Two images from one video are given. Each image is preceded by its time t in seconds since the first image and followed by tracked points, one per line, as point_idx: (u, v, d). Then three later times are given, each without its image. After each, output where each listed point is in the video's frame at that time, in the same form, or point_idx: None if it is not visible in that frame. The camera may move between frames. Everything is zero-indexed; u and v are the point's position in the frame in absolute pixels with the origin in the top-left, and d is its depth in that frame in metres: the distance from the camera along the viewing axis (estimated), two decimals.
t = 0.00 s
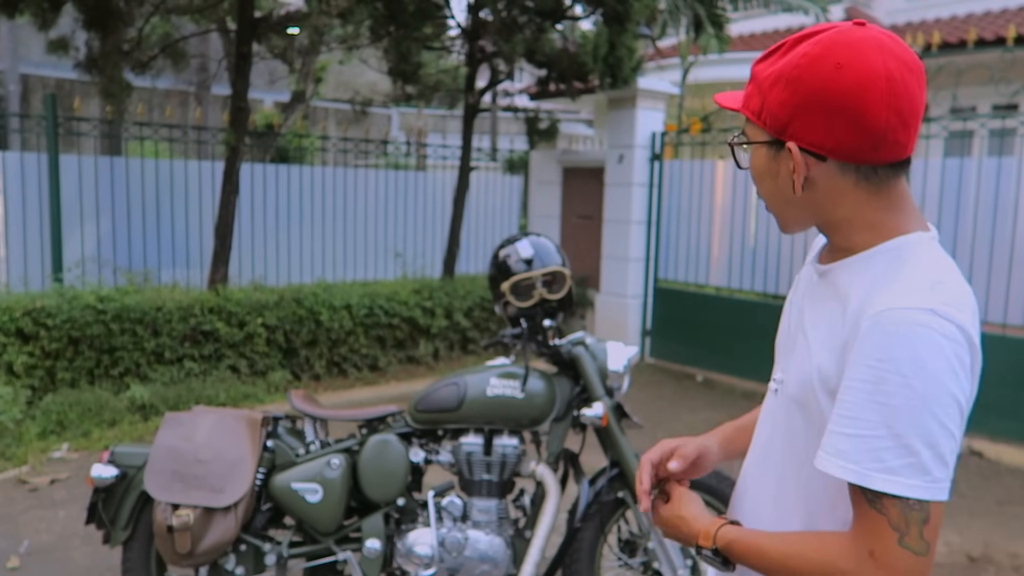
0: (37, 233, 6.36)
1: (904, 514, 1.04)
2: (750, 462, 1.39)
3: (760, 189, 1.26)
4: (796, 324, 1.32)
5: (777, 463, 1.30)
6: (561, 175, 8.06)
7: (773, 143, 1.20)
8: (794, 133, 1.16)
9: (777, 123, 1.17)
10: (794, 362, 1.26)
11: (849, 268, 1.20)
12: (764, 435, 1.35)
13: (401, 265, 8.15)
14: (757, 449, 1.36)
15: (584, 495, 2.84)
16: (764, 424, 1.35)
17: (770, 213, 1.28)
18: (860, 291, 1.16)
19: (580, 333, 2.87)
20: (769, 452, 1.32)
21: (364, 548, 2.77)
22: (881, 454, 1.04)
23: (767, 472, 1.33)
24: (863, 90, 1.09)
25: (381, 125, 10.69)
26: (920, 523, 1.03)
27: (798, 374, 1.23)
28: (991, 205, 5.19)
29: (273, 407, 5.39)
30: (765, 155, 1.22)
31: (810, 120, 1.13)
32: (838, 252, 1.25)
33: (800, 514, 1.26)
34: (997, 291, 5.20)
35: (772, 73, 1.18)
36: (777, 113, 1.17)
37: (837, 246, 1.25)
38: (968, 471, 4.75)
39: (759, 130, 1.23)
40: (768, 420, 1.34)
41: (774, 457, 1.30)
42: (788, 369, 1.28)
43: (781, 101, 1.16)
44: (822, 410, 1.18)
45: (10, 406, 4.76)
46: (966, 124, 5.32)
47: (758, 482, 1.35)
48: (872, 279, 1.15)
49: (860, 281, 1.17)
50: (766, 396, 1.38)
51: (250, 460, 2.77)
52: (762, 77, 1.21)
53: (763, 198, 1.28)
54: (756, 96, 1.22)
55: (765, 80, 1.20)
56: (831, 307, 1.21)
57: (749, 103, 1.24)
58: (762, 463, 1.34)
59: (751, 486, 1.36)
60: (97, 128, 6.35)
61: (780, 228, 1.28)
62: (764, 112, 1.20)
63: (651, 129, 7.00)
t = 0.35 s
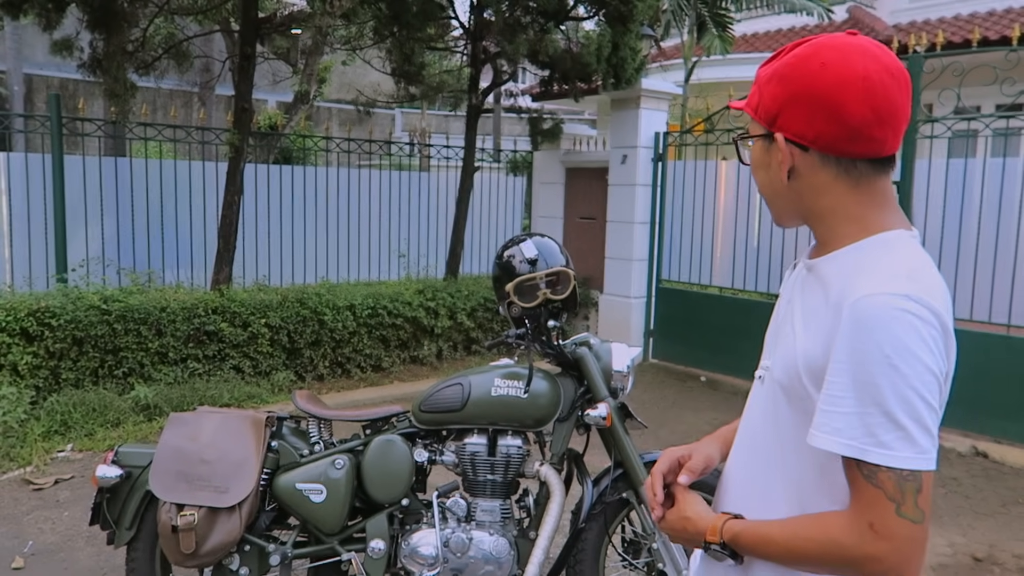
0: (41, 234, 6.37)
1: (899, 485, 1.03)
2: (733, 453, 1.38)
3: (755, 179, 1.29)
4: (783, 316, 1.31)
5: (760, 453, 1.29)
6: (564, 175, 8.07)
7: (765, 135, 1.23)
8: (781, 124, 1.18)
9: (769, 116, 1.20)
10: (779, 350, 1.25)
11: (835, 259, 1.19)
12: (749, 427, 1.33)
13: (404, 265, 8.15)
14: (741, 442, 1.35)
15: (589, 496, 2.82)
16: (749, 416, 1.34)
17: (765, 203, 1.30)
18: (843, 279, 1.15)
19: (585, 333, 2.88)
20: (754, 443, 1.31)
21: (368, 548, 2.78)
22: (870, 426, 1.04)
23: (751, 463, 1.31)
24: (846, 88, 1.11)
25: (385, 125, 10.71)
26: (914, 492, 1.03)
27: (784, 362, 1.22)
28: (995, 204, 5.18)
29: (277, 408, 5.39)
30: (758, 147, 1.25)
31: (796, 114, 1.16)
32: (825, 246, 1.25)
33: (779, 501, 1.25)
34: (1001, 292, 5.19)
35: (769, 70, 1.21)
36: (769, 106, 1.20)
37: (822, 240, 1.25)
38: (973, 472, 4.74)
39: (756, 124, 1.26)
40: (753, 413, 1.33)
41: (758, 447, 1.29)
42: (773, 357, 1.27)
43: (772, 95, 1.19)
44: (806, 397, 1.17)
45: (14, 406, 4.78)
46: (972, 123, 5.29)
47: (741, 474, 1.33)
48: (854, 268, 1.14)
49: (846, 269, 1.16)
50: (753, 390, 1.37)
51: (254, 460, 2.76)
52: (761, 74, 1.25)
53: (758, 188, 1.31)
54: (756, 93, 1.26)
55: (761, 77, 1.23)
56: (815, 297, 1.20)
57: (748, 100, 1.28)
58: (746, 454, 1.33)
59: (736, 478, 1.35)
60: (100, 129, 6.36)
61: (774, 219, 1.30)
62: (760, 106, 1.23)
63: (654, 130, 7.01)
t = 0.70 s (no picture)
0: (43, 234, 6.39)
1: (890, 464, 1.03)
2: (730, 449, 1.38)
3: (747, 179, 1.28)
4: (777, 311, 1.31)
5: (756, 445, 1.29)
6: (566, 175, 8.07)
7: (757, 134, 1.23)
8: (774, 122, 1.18)
9: (761, 114, 1.20)
10: (774, 342, 1.25)
11: (825, 251, 1.20)
12: (745, 421, 1.33)
13: (405, 266, 8.16)
14: (738, 437, 1.35)
15: (590, 497, 2.82)
16: (745, 412, 1.34)
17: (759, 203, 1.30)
18: (833, 268, 1.15)
19: (587, 334, 2.89)
20: (750, 436, 1.30)
21: (369, 548, 2.78)
22: (860, 405, 1.04)
23: (747, 455, 1.31)
24: (836, 84, 1.12)
25: (387, 126, 10.72)
26: (906, 472, 1.03)
27: (778, 355, 1.22)
28: (998, 204, 5.18)
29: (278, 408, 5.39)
30: (750, 147, 1.25)
31: (788, 111, 1.16)
32: (816, 241, 1.25)
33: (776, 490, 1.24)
34: (1004, 291, 5.19)
35: (761, 71, 1.21)
36: (761, 105, 1.19)
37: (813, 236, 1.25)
38: (974, 472, 4.73)
39: (748, 124, 1.26)
40: (749, 407, 1.33)
41: (754, 440, 1.29)
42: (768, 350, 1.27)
43: (764, 95, 1.19)
44: (799, 385, 1.17)
45: (16, 406, 4.79)
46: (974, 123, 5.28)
47: (738, 467, 1.33)
48: (844, 256, 1.15)
49: (836, 258, 1.16)
50: (748, 387, 1.37)
51: (256, 460, 2.76)
52: (752, 76, 1.25)
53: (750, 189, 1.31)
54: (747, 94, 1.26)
55: (752, 79, 1.23)
56: (805, 288, 1.21)
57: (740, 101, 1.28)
58: (743, 448, 1.32)
59: (733, 472, 1.34)
60: (102, 129, 6.37)
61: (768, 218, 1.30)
62: (752, 107, 1.23)
63: (657, 130, 7.01)
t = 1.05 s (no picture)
0: (44, 235, 6.40)
1: (918, 462, 1.03)
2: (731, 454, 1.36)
3: (735, 184, 1.28)
4: (776, 315, 1.30)
5: (762, 444, 1.27)
6: (565, 176, 8.08)
7: (751, 139, 1.22)
8: (775, 126, 1.18)
9: (756, 119, 1.20)
10: (781, 346, 1.23)
11: (832, 251, 1.20)
12: (747, 422, 1.32)
13: (405, 266, 8.16)
14: (740, 438, 1.33)
15: (589, 497, 2.83)
16: (746, 413, 1.33)
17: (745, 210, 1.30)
18: (846, 267, 1.15)
19: (586, 334, 2.89)
20: (754, 437, 1.29)
21: (368, 548, 2.78)
22: (885, 401, 1.04)
23: (752, 455, 1.29)
24: (839, 86, 1.13)
25: (387, 126, 10.73)
26: (932, 468, 1.03)
27: (788, 355, 1.21)
28: (998, 205, 5.18)
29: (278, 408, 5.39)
30: (742, 153, 1.24)
31: (788, 114, 1.16)
32: (813, 242, 1.25)
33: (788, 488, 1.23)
34: (1003, 291, 5.19)
35: (750, 76, 1.21)
36: (758, 109, 1.19)
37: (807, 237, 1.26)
38: (974, 473, 4.73)
39: (736, 129, 1.25)
40: (751, 409, 1.31)
41: (759, 440, 1.28)
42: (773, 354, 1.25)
43: (763, 98, 1.18)
44: (815, 384, 1.16)
45: (16, 406, 4.80)
46: (974, 123, 5.28)
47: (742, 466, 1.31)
48: (856, 255, 1.15)
49: (847, 256, 1.16)
50: (746, 389, 1.36)
51: (255, 460, 2.76)
52: (737, 81, 1.25)
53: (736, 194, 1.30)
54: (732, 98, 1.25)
55: (740, 84, 1.23)
56: (813, 288, 1.20)
57: (724, 106, 1.28)
58: (746, 448, 1.31)
59: (736, 472, 1.32)
60: (103, 130, 6.37)
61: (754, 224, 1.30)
62: (742, 111, 1.22)
63: (656, 130, 7.00)
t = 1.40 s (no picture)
0: (43, 236, 6.40)
1: (1019, 469, 0.99)
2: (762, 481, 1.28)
3: (762, 188, 1.22)
4: (795, 330, 1.24)
5: (803, 460, 1.21)
6: (565, 178, 8.09)
7: (798, 142, 1.17)
8: (834, 129, 1.14)
9: (809, 121, 1.15)
10: (821, 363, 1.17)
11: (869, 257, 1.16)
12: (775, 438, 1.26)
13: (404, 267, 8.17)
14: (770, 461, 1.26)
15: (586, 498, 2.83)
16: (770, 428, 1.27)
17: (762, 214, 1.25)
18: (896, 274, 1.12)
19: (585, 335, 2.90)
20: (790, 453, 1.23)
21: (367, 549, 2.78)
22: (984, 417, 0.99)
23: (792, 472, 1.23)
24: (895, 91, 1.13)
25: (387, 127, 10.74)
26: None
27: (832, 367, 1.16)
28: (997, 208, 5.18)
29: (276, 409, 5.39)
30: (783, 153, 1.19)
31: (848, 118, 1.13)
32: (830, 250, 1.23)
33: (843, 503, 1.18)
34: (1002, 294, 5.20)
35: (799, 72, 1.15)
36: (814, 110, 1.14)
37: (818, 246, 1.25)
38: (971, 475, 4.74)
39: (774, 130, 1.20)
40: (778, 425, 1.25)
41: (799, 456, 1.22)
42: (809, 371, 1.19)
43: (823, 96, 1.13)
44: (870, 397, 1.12)
45: (15, 406, 4.79)
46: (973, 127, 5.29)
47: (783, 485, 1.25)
48: (904, 261, 1.12)
49: (893, 262, 1.13)
50: (761, 402, 1.30)
51: (253, 461, 2.76)
52: (774, 76, 1.18)
53: (752, 198, 1.25)
54: (772, 96, 1.19)
55: (786, 80, 1.17)
56: (854, 297, 1.16)
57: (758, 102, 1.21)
58: (780, 465, 1.25)
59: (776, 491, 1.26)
60: (102, 130, 6.37)
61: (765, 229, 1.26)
62: (789, 111, 1.17)
63: (656, 132, 7.06)
